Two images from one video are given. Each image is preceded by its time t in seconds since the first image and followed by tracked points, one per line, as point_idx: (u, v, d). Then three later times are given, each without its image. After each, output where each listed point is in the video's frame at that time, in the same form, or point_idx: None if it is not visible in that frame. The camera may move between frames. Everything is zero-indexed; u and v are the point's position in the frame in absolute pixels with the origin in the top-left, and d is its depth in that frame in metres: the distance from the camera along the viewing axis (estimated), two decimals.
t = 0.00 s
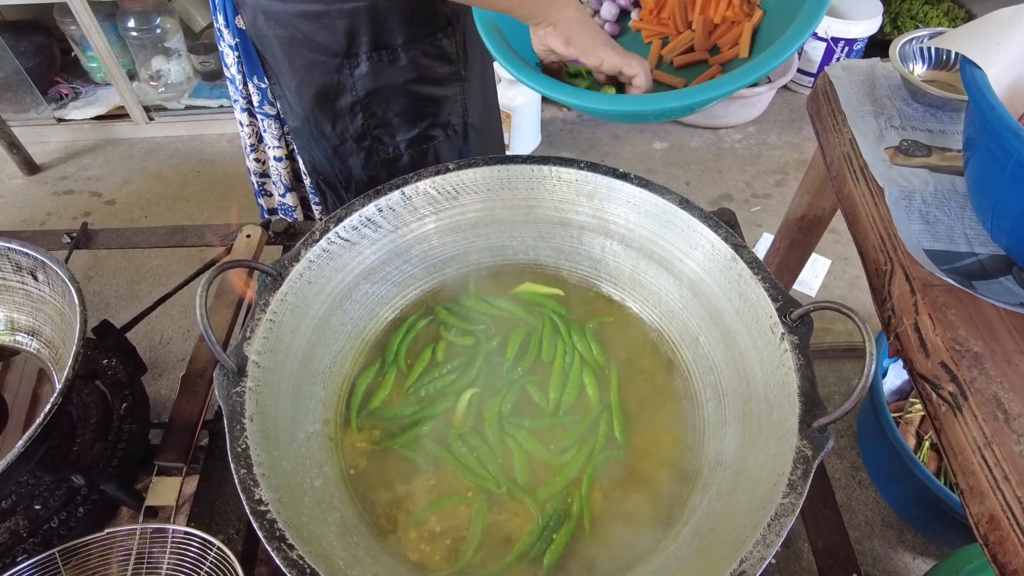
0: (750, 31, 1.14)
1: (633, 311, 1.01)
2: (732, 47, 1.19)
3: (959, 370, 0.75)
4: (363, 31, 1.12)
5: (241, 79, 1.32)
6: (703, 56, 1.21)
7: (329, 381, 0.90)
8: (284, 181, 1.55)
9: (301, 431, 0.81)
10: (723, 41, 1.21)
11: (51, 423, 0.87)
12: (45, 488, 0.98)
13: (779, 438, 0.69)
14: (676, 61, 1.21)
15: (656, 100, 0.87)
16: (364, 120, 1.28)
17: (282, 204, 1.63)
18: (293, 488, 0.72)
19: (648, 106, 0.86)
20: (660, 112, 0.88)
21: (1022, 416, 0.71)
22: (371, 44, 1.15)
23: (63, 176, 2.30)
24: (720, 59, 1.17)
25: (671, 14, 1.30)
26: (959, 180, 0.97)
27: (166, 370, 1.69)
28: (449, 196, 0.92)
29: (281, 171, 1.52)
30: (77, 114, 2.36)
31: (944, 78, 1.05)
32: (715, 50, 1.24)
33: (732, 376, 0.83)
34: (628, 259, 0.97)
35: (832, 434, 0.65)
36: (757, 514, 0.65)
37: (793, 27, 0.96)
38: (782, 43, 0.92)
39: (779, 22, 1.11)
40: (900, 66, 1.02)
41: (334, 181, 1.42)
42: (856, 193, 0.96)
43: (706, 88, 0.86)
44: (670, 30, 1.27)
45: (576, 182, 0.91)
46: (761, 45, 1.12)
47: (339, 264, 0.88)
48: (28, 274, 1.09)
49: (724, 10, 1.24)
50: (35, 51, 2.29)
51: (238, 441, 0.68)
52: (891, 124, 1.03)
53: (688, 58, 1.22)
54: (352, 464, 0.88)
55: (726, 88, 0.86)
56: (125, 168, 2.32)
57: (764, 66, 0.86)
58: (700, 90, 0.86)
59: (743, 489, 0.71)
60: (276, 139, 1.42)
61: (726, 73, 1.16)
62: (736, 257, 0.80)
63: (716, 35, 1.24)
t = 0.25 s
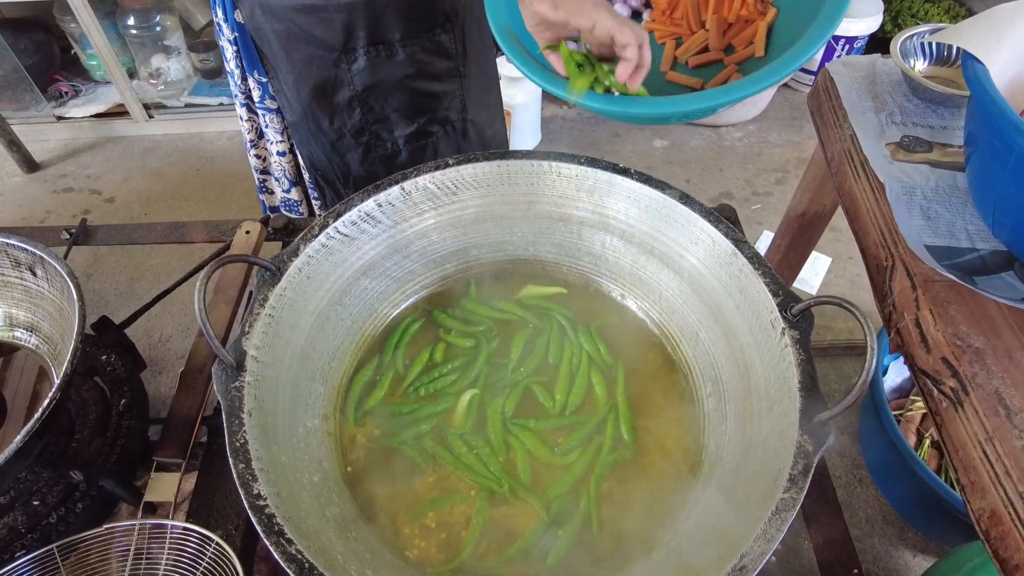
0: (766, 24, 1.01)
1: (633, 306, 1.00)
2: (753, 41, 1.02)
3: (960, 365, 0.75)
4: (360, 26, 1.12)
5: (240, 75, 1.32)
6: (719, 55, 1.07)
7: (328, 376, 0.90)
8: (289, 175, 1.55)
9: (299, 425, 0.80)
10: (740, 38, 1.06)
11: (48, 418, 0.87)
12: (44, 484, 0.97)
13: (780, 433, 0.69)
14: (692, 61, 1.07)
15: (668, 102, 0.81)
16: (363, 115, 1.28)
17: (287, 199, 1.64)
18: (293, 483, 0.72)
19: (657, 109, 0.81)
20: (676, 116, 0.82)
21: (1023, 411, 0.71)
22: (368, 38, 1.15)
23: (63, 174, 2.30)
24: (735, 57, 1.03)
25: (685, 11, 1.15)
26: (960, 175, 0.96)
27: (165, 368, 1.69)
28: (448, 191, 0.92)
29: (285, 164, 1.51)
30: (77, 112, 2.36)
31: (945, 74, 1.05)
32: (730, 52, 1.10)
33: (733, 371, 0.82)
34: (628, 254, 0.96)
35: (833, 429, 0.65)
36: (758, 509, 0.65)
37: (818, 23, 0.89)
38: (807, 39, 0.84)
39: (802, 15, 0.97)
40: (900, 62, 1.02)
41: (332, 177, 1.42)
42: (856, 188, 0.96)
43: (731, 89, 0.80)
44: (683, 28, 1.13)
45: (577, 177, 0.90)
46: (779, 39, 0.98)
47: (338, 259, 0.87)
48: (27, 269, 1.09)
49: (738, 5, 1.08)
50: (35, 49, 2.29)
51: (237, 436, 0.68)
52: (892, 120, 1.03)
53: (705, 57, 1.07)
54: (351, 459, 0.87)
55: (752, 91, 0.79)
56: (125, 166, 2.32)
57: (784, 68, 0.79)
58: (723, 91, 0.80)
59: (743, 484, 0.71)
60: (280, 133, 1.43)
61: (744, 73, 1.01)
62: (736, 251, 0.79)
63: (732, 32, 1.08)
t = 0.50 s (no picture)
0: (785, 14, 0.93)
1: (634, 300, 1.00)
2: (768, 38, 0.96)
3: (962, 359, 0.75)
4: (358, 19, 1.11)
5: (240, 68, 1.32)
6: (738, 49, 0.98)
7: (328, 370, 0.90)
8: (284, 169, 1.55)
9: (299, 419, 0.80)
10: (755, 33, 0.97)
11: (48, 411, 0.87)
12: (42, 477, 0.98)
13: (781, 426, 0.69)
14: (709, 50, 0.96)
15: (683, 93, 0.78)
16: (361, 110, 1.28)
17: (283, 192, 1.64)
18: (292, 476, 0.71)
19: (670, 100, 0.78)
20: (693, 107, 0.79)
21: None
22: (366, 32, 1.15)
23: (63, 171, 2.29)
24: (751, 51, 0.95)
25: None
26: (961, 170, 0.96)
27: (165, 364, 1.68)
28: (448, 185, 0.91)
29: (281, 159, 1.52)
30: (76, 109, 2.36)
31: (947, 68, 1.04)
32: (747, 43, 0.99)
33: (734, 364, 0.82)
34: (629, 248, 0.96)
35: (834, 421, 0.65)
36: (759, 502, 0.65)
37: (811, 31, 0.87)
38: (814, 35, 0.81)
39: None
40: (901, 56, 1.01)
41: (329, 171, 1.43)
42: (858, 182, 0.95)
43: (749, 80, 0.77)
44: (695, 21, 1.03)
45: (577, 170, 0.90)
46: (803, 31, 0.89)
47: (338, 252, 0.87)
48: (25, 263, 1.09)
49: None
50: (34, 45, 2.28)
51: (236, 428, 0.68)
52: (893, 114, 1.03)
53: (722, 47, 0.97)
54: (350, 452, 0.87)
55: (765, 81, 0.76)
56: (124, 163, 2.32)
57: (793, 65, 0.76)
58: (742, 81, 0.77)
59: (743, 477, 0.71)
60: (276, 127, 1.42)
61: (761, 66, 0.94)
62: (737, 245, 0.79)
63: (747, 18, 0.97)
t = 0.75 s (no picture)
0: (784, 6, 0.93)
1: (636, 294, 1.00)
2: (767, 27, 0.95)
3: (964, 352, 0.74)
4: (354, 14, 1.11)
5: (238, 62, 1.32)
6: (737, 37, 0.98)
7: (326, 363, 0.89)
8: (283, 164, 1.55)
9: (298, 412, 0.80)
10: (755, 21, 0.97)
11: (46, 404, 0.86)
12: (41, 471, 0.97)
13: (782, 418, 0.69)
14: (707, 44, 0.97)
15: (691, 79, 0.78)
16: (357, 105, 1.27)
17: (282, 186, 1.64)
18: (291, 468, 0.71)
19: (681, 86, 0.78)
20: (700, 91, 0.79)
21: None
22: (362, 26, 1.14)
23: (63, 167, 2.29)
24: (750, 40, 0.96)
25: None
26: (964, 163, 0.95)
27: (165, 359, 1.68)
28: (448, 178, 0.91)
29: (281, 153, 1.51)
30: (76, 105, 2.36)
31: (949, 62, 1.03)
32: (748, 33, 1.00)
33: (735, 357, 0.82)
34: (629, 241, 0.96)
35: (836, 413, 0.64)
36: (760, 494, 0.64)
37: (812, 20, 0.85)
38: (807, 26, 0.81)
39: None
40: (904, 50, 0.99)
41: (327, 167, 1.43)
42: (860, 176, 0.95)
43: (750, 64, 0.77)
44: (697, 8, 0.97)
45: (578, 163, 0.90)
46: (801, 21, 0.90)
47: (337, 245, 0.87)
48: (24, 257, 1.09)
49: None
50: (34, 42, 2.28)
51: (235, 420, 0.67)
52: (894, 108, 1.02)
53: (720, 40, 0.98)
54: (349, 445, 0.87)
55: (765, 67, 0.76)
56: (124, 159, 2.31)
57: (778, 57, 0.76)
58: (746, 65, 0.77)
59: (745, 470, 0.70)
60: (276, 121, 1.42)
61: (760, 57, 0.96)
62: (738, 237, 0.78)
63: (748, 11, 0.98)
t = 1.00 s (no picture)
0: None
1: (639, 288, 1.00)
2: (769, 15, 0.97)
3: (971, 345, 0.74)
4: (358, 5, 1.10)
5: (239, 57, 1.31)
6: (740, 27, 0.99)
7: (329, 357, 0.89)
8: (285, 158, 1.54)
9: (301, 405, 0.80)
10: (757, 9, 0.99)
11: (46, 398, 0.86)
12: (42, 466, 0.97)
13: (788, 411, 0.68)
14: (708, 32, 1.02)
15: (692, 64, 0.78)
16: (362, 98, 1.27)
17: (285, 182, 1.63)
18: (294, 462, 0.71)
19: (682, 72, 0.78)
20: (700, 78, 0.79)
21: None
22: (367, 18, 1.13)
23: (63, 162, 2.28)
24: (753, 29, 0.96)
25: None
26: (969, 156, 0.95)
27: (166, 354, 1.68)
28: (451, 171, 0.90)
29: (282, 148, 1.51)
30: (76, 100, 2.35)
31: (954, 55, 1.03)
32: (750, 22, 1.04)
33: (740, 350, 0.81)
34: (632, 234, 0.96)
35: (842, 406, 0.64)
36: (767, 487, 0.64)
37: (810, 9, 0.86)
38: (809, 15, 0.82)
39: None
40: (908, 42, 0.99)
41: (332, 162, 1.42)
42: (864, 169, 0.94)
43: (747, 52, 0.77)
44: None
45: (581, 156, 0.89)
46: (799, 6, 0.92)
47: (339, 238, 0.86)
48: (25, 250, 1.08)
49: None
50: (33, 36, 2.27)
51: (237, 413, 0.67)
52: (899, 101, 1.01)
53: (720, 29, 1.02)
54: (352, 438, 0.87)
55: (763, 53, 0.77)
56: (124, 154, 2.31)
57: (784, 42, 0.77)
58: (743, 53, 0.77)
59: (751, 463, 0.70)
60: (276, 116, 1.41)
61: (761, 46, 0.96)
62: (744, 230, 0.78)
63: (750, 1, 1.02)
